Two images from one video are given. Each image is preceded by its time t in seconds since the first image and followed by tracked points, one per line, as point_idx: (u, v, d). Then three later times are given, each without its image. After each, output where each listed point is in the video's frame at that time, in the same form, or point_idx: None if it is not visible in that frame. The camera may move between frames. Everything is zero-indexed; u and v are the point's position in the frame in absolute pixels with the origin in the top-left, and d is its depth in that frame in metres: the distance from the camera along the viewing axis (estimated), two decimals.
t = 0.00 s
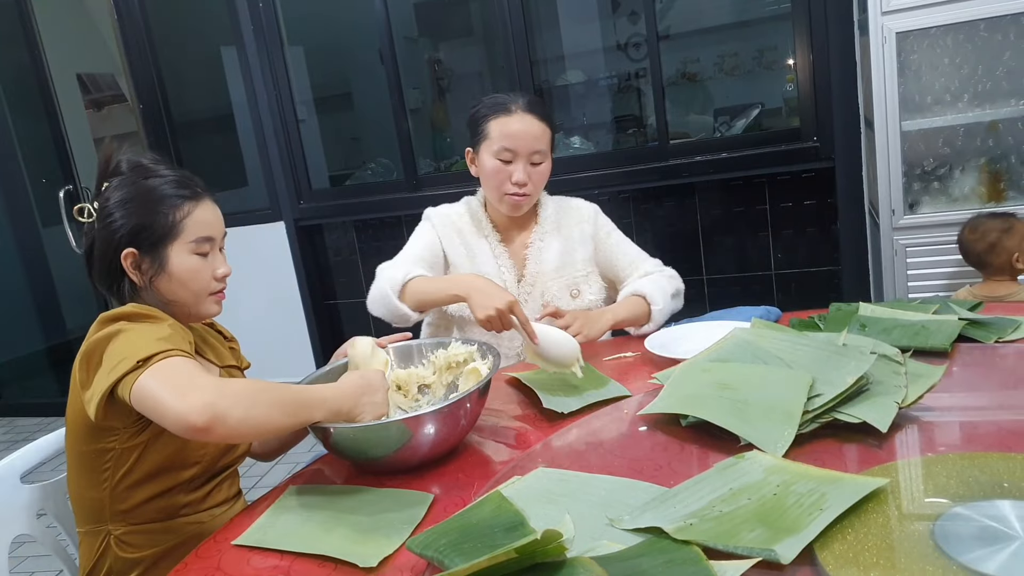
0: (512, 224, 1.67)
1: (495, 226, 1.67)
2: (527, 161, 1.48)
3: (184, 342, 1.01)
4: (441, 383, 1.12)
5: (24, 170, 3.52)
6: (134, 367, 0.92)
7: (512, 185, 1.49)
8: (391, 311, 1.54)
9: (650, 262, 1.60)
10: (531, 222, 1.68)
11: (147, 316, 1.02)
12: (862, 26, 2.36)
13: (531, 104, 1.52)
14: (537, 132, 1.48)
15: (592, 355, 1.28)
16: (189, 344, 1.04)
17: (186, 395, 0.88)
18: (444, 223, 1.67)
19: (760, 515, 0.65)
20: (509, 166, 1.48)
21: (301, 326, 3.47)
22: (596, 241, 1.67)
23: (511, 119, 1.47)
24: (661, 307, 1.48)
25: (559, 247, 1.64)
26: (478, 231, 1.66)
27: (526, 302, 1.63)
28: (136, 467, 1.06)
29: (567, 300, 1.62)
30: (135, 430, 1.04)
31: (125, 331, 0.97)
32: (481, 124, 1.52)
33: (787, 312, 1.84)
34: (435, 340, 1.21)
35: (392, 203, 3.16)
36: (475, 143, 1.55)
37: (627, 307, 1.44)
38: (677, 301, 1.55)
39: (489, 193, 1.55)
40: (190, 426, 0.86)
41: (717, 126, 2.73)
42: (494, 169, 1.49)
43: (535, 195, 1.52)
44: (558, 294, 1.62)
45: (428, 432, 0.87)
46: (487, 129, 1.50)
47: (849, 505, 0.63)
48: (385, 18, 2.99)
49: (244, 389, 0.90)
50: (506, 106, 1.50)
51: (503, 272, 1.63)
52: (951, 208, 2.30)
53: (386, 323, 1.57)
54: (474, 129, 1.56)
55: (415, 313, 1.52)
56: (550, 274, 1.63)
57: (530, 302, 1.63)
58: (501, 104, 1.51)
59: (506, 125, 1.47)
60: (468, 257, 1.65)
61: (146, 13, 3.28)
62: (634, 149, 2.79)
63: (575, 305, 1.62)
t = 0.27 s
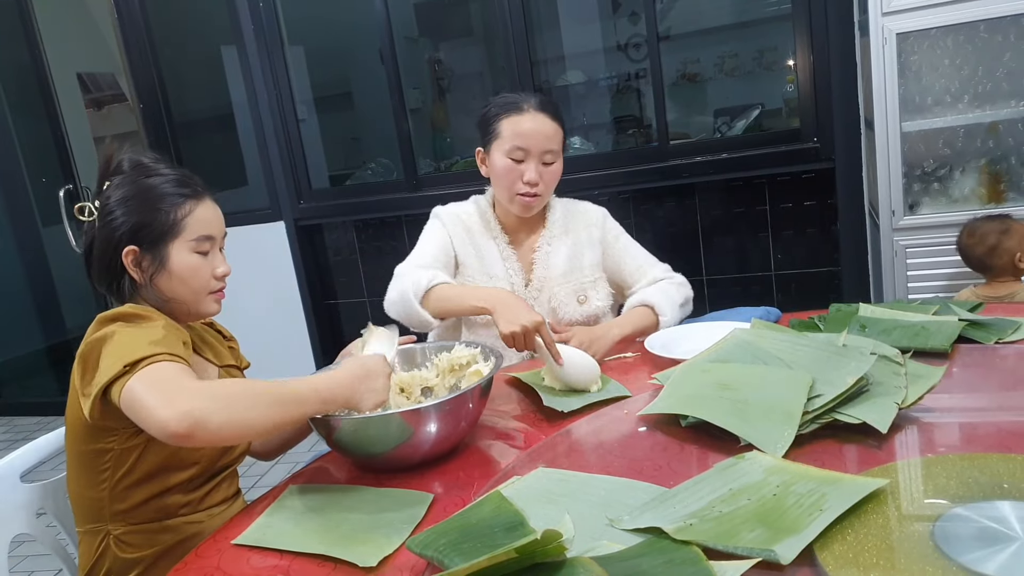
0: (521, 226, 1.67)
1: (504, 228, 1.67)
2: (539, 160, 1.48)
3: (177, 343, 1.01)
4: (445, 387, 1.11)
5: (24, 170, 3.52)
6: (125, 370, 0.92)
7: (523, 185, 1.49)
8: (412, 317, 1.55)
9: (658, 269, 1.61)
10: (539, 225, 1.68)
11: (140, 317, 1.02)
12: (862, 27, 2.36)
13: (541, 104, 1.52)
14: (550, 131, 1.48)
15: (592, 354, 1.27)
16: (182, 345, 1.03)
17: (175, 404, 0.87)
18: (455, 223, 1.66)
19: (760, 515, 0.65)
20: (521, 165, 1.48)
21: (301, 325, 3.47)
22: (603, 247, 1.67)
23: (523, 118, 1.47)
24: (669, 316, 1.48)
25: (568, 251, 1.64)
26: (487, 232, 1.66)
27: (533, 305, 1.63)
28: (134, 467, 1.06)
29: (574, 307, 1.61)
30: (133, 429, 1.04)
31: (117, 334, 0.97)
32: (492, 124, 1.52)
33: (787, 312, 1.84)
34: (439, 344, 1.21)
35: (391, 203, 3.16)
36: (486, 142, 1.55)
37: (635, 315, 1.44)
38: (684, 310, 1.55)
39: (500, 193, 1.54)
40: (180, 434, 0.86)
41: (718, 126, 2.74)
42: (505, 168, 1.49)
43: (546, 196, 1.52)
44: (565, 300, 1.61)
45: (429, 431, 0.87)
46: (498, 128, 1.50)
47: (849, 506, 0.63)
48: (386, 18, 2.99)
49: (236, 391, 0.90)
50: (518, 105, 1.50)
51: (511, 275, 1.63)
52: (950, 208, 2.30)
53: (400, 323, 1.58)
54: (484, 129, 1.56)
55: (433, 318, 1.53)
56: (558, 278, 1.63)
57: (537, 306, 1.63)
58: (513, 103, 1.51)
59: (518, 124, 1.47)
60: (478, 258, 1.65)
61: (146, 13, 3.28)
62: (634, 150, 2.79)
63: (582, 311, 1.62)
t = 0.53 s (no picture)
0: (524, 228, 1.67)
1: (505, 229, 1.67)
2: (545, 164, 1.48)
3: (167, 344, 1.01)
4: (443, 387, 1.12)
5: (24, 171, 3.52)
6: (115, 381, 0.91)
7: (528, 188, 1.48)
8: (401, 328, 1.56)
9: (660, 272, 1.61)
10: (541, 227, 1.68)
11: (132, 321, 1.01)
12: (862, 27, 2.36)
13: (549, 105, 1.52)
14: (558, 135, 1.47)
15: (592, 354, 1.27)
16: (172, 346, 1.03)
17: (171, 403, 0.88)
18: (454, 225, 1.67)
19: (760, 515, 0.65)
20: (527, 167, 1.48)
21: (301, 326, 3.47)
22: (605, 249, 1.67)
23: (531, 120, 1.47)
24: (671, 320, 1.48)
25: (569, 253, 1.64)
26: (488, 234, 1.66)
27: (533, 308, 1.63)
28: (130, 470, 1.06)
29: (575, 310, 1.62)
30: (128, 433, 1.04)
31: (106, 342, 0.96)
32: (499, 125, 1.52)
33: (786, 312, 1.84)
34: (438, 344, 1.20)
35: (391, 203, 3.17)
36: (492, 142, 1.54)
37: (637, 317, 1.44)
38: (687, 313, 1.55)
39: (505, 194, 1.54)
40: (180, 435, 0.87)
41: (718, 126, 2.74)
42: (511, 170, 1.49)
43: (550, 200, 1.52)
44: (565, 303, 1.62)
45: (427, 431, 0.88)
46: (505, 129, 1.50)
47: (848, 506, 0.63)
48: (385, 19, 2.99)
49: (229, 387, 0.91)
50: (527, 107, 1.50)
51: (512, 277, 1.63)
52: (950, 209, 2.31)
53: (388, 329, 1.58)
54: (491, 129, 1.56)
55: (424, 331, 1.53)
56: (559, 281, 1.63)
57: (537, 309, 1.63)
58: (521, 104, 1.51)
59: (526, 125, 1.47)
60: (478, 260, 1.65)
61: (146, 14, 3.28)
62: (634, 150, 2.79)
63: (583, 314, 1.62)
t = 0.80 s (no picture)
0: (523, 229, 1.66)
1: (503, 230, 1.66)
2: (544, 165, 1.48)
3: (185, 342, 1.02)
4: (443, 388, 1.11)
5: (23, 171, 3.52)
6: (144, 377, 0.92)
7: (526, 188, 1.48)
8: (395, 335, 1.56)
9: (660, 273, 1.61)
10: (541, 228, 1.68)
11: (145, 321, 1.00)
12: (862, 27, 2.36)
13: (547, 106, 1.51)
14: (557, 136, 1.47)
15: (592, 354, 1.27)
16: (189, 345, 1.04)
17: (207, 397, 0.89)
18: (450, 228, 1.66)
19: (760, 515, 0.65)
20: (526, 168, 1.48)
21: (301, 326, 3.47)
22: (605, 250, 1.67)
23: (531, 121, 1.47)
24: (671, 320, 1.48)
25: (569, 254, 1.63)
26: (485, 236, 1.65)
27: (532, 310, 1.63)
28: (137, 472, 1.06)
29: (575, 311, 1.62)
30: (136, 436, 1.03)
31: (125, 339, 0.97)
32: (499, 125, 1.52)
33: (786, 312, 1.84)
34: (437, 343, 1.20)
35: (391, 203, 3.17)
36: (492, 143, 1.54)
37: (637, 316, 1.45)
38: (688, 313, 1.54)
39: (504, 194, 1.54)
40: (217, 428, 0.89)
41: (718, 126, 2.73)
42: (511, 170, 1.49)
43: (549, 200, 1.52)
44: (565, 304, 1.62)
45: (427, 431, 0.87)
46: (504, 129, 1.50)
47: (848, 506, 0.63)
48: (385, 19, 2.99)
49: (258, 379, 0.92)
50: (526, 108, 1.50)
51: (510, 279, 1.63)
52: (950, 209, 2.30)
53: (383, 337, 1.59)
54: (490, 130, 1.56)
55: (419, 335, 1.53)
56: (559, 282, 1.62)
57: (538, 310, 1.63)
58: (521, 104, 1.50)
59: (526, 126, 1.46)
60: (475, 263, 1.65)
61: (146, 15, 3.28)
62: (633, 150, 2.79)
63: (583, 315, 1.62)
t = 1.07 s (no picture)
0: (521, 230, 1.67)
1: (501, 231, 1.66)
2: (541, 167, 1.48)
3: (177, 347, 1.01)
4: (443, 389, 1.12)
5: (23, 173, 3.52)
6: (116, 374, 0.92)
7: (524, 191, 1.48)
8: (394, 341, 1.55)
9: (659, 274, 1.61)
10: (540, 229, 1.68)
11: (143, 323, 1.02)
12: (861, 26, 2.36)
13: (547, 108, 1.51)
14: (554, 138, 1.47)
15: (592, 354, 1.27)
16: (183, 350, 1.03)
17: (171, 395, 0.88)
18: (449, 230, 1.66)
19: (760, 516, 0.65)
20: (523, 170, 1.48)
21: (300, 328, 3.47)
22: (604, 251, 1.67)
23: (527, 123, 1.47)
24: (672, 321, 1.48)
25: (568, 255, 1.63)
26: (484, 238, 1.65)
27: (531, 312, 1.63)
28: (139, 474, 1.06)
29: (575, 312, 1.62)
30: (137, 439, 1.04)
31: (117, 338, 0.98)
32: (496, 127, 1.52)
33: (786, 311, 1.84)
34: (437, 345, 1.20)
35: (391, 204, 3.17)
36: (489, 145, 1.54)
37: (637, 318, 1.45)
38: (687, 313, 1.55)
39: (502, 197, 1.55)
40: (172, 426, 0.87)
41: (717, 126, 2.74)
42: (508, 173, 1.49)
43: (546, 202, 1.51)
44: (565, 306, 1.62)
45: (427, 433, 0.87)
46: (501, 131, 1.50)
47: (849, 507, 0.63)
48: (384, 21, 2.99)
49: (235, 381, 0.91)
50: (523, 109, 1.50)
51: (509, 281, 1.63)
52: (949, 208, 2.30)
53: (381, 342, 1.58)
54: (488, 131, 1.56)
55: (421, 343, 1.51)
56: (558, 284, 1.63)
57: (537, 312, 1.63)
58: (518, 106, 1.50)
59: (522, 128, 1.46)
60: (474, 266, 1.65)
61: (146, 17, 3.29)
62: (633, 150, 2.79)
63: (582, 316, 1.63)
